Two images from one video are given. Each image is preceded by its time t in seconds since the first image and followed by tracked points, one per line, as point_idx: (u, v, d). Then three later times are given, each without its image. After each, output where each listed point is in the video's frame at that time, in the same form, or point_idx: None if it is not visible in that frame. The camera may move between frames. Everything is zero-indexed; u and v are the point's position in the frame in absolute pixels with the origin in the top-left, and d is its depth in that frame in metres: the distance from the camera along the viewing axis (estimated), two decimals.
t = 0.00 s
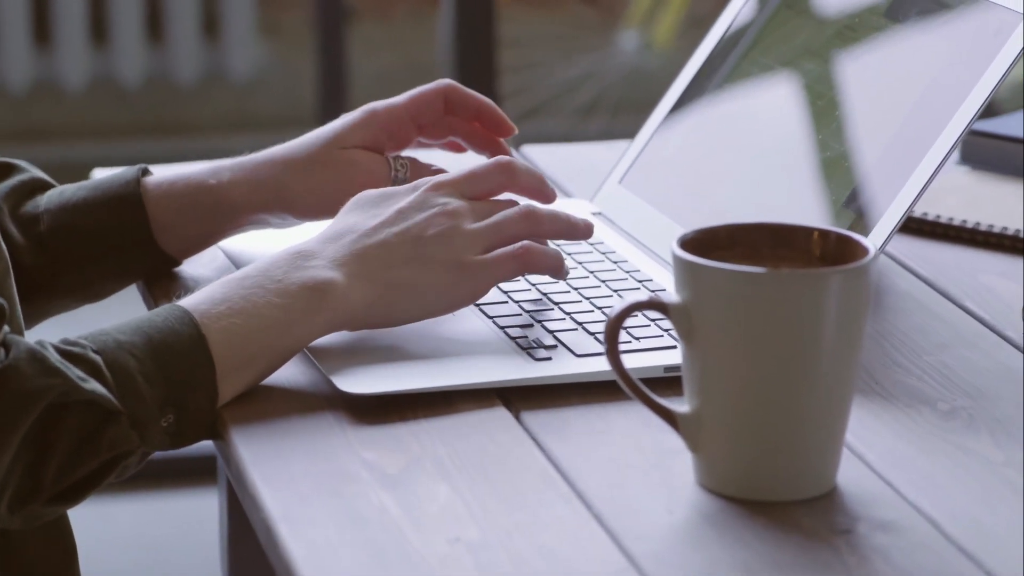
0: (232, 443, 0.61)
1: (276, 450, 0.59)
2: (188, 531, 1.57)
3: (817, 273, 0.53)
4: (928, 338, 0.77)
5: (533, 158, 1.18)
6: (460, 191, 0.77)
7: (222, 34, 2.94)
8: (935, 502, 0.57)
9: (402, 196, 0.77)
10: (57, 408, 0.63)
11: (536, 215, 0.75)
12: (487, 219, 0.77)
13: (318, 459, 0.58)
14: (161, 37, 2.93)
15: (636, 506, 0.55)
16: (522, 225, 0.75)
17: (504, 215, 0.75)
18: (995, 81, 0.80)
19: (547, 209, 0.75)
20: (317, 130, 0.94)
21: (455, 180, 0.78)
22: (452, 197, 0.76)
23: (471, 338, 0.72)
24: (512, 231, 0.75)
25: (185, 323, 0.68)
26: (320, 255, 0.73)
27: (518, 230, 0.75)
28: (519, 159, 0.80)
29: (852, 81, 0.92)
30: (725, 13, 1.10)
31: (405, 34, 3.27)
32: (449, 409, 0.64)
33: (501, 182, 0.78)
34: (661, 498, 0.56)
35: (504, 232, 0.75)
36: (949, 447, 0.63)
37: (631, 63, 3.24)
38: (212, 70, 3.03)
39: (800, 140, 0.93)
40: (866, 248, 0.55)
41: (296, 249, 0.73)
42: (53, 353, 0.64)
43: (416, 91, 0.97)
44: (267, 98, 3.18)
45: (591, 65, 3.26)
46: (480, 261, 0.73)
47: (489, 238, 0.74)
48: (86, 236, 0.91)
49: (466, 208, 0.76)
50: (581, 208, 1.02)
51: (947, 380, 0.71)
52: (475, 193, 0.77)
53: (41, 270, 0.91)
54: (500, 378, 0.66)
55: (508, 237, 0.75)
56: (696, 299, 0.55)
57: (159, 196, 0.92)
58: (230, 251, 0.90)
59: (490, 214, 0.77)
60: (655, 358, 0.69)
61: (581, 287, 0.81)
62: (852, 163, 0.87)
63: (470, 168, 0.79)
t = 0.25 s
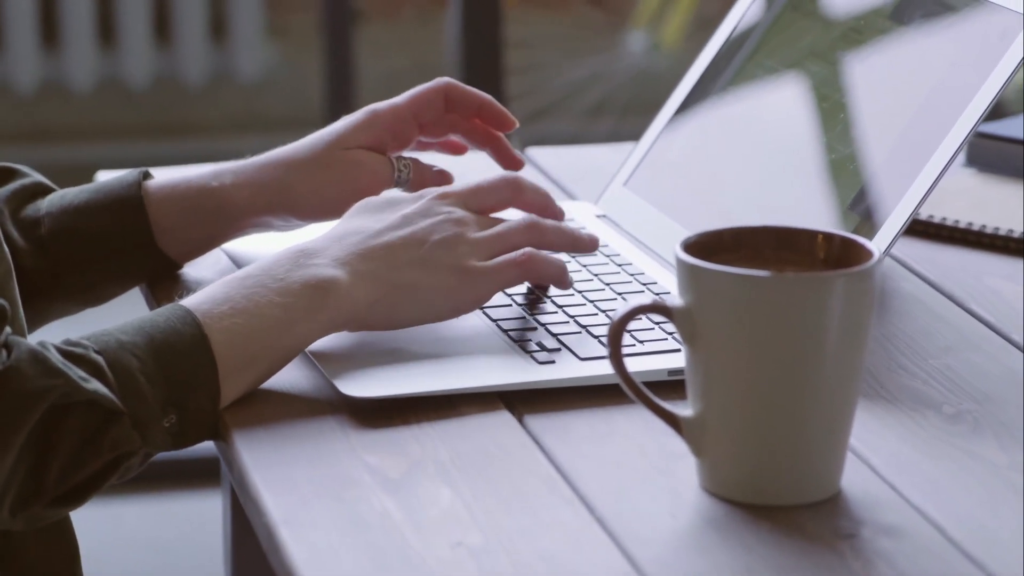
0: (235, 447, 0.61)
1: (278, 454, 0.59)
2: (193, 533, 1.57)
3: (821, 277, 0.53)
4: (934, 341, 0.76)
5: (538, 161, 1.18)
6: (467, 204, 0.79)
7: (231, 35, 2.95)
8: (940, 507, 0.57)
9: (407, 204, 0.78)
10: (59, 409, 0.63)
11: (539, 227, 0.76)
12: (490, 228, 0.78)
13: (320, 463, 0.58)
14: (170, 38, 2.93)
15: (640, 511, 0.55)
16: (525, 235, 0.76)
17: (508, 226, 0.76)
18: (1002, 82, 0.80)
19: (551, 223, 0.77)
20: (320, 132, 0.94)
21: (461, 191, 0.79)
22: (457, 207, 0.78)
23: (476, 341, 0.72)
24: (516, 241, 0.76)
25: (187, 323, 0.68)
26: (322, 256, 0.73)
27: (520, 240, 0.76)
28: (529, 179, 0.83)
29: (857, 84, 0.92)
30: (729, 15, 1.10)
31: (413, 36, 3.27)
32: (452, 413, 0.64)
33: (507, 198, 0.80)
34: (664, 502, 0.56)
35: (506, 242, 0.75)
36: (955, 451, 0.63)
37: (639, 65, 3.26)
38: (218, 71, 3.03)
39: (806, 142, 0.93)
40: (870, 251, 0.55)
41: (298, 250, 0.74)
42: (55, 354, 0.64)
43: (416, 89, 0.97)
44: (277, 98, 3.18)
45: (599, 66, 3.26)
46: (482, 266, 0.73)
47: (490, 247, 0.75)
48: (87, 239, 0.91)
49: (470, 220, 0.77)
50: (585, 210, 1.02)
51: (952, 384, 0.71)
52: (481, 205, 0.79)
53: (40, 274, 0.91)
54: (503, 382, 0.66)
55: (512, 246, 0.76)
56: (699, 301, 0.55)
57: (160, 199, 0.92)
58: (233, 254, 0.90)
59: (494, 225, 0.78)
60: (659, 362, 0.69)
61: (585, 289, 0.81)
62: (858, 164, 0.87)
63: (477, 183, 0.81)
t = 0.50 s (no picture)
0: (238, 450, 0.60)
1: (281, 458, 0.59)
2: (198, 534, 1.57)
3: (825, 281, 0.52)
4: (939, 345, 0.76)
5: (543, 163, 1.18)
6: (468, 204, 0.79)
7: (237, 35, 2.95)
8: (945, 512, 0.57)
9: (405, 205, 0.79)
10: (61, 413, 0.63)
11: (538, 225, 0.76)
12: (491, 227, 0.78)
13: (323, 466, 0.58)
14: (176, 38, 2.93)
15: (643, 514, 0.55)
16: (525, 233, 0.76)
17: (509, 225, 0.76)
18: (1008, 84, 0.80)
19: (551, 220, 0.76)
20: (319, 131, 0.95)
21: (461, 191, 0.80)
22: (455, 206, 0.79)
23: (480, 344, 0.72)
24: (517, 240, 0.76)
25: (188, 325, 0.68)
26: (322, 258, 0.73)
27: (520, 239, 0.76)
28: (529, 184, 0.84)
29: (862, 86, 0.92)
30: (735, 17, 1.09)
31: (419, 37, 3.27)
32: (456, 416, 0.64)
33: (508, 200, 0.81)
34: (668, 506, 0.56)
35: (506, 241, 0.75)
36: (960, 455, 0.63)
37: (645, 65, 3.24)
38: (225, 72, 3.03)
39: (812, 144, 0.93)
40: (875, 255, 0.55)
41: (298, 252, 0.74)
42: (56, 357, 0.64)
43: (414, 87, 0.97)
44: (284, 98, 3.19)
45: (605, 67, 3.26)
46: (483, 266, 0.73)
47: (489, 246, 0.75)
48: (88, 241, 0.91)
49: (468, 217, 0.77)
50: (590, 213, 1.02)
51: (957, 388, 0.71)
52: (482, 206, 0.80)
53: (40, 277, 0.91)
54: (507, 385, 0.66)
55: (513, 245, 0.75)
56: (703, 305, 0.55)
57: (161, 202, 0.92)
58: (237, 256, 0.90)
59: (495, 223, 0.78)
60: (664, 365, 0.69)
61: (590, 292, 0.81)
62: (864, 166, 0.87)
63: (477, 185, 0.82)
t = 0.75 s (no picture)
0: (241, 452, 0.60)
1: (285, 461, 0.59)
2: (203, 534, 1.58)
3: (830, 284, 0.52)
4: (943, 348, 0.76)
5: (548, 164, 1.18)
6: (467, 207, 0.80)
7: (243, 35, 2.95)
8: (949, 516, 0.57)
9: (403, 203, 0.79)
10: (60, 417, 0.63)
11: (535, 216, 0.75)
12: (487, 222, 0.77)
13: (326, 470, 0.58)
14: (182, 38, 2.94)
15: (647, 518, 0.55)
16: (525, 227, 0.75)
17: (504, 217, 0.76)
18: (1012, 86, 0.80)
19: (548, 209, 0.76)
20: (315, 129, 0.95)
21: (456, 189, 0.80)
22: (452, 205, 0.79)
23: (483, 347, 0.72)
24: (514, 234, 0.75)
25: (188, 328, 0.68)
26: (321, 261, 0.73)
27: (519, 233, 0.75)
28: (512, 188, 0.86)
29: (866, 88, 0.92)
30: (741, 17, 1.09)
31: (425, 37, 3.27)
32: (460, 419, 0.64)
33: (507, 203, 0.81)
34: (671, 510, 0.56)
35: (506, 235, 0.75)
36: (964, 459, 0.63)
37: (650, 65, 3.21)
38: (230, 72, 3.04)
39: (817, 145, 0.93)
40: (879, 258, 0.55)
41: (298, 256, 0.74)
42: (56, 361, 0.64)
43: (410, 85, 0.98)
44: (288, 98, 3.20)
45: (610, 68, 3.26)
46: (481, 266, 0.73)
47: (486, 242, 0.75)
48: (87, 244, 0.91)
49: (464, 214, 0.77)
50: (594, 215, 1.02)
51: (961, 391, 0.71)
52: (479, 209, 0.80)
53: (39, 278, 0.91)
54: (510, 387, 0.66)
55: (509, 239, 0.75)
56: (707, 308, 0.55)
57: (159, 204, 0.92)
58: (241, 258, 0.90)
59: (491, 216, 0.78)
60: (668, 368, 0.69)
61: (594, 294, 0.81)
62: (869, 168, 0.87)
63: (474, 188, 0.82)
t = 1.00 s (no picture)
0: (245, 456, 0.60)
1: (288, 465, 0.59)
2: (209, 535, 1.58)
3: (835, 288, 0.52)
4: (949, 351, 0.76)
5: (554, 167, 1.18)
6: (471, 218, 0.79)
7: (250, 36, 2.96)
8: (955, 522, 0.56)
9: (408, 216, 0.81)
10: (62, 422, 0.63)
11: (535, 222, 0.75)
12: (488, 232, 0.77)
13: (330, 474, 0.58)
14: (190, 39, 2.95)
15: (651, 523, 0.55)
16: (524, 233, 0.75)
17: (504, 226, 0.76)
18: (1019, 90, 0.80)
19: (550, 216, 0.75)
20: (312, 127, 0.93)
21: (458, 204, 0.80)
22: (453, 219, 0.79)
23: (488, 350, 0.72)
24: (514, 243, 0.75)
25: (190, 333, 0.67)
26: (322, 269, 0.73)
27: (520, 239, 0.75)
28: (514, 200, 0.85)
29: (872, 93, 0.92)
30: (747, 19, 1.09)
31: (432, 38, 3.27)
32: (465, 423, 0.64)
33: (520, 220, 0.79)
34: (676, 515, 0.56)
35: (506, 243, 0.75)
36: (970, 464, 0.63)
37: (657, 67, 3.25)
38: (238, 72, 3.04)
39: (823, 148, 0.93)
40: (885, 262, 0.55)
41: (300, 263, 0.74)
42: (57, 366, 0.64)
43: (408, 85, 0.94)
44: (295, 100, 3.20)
45: (617, 69, 3.26)
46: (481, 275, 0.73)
47: (487, 251, 0.75)
48: (82, 247, 0.92)
49: (464, 226, 0.77)
50: (600, 217, 1.02)
51: (967, 395, 0.70)
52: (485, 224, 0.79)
53: (34, 281, 0.91)
54: (515, 391, 0.66)
55: (511, 249, 0.75)
56: (712, 312, 0.55)
57: (155, 206, 0.93)
58: (247, 261, 0.89)
59: (489, 225, 0.78)
60: (673, 371, 0.68)
61: (599, 297, 0.81)
62: (875, 171, 0.86)
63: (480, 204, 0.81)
